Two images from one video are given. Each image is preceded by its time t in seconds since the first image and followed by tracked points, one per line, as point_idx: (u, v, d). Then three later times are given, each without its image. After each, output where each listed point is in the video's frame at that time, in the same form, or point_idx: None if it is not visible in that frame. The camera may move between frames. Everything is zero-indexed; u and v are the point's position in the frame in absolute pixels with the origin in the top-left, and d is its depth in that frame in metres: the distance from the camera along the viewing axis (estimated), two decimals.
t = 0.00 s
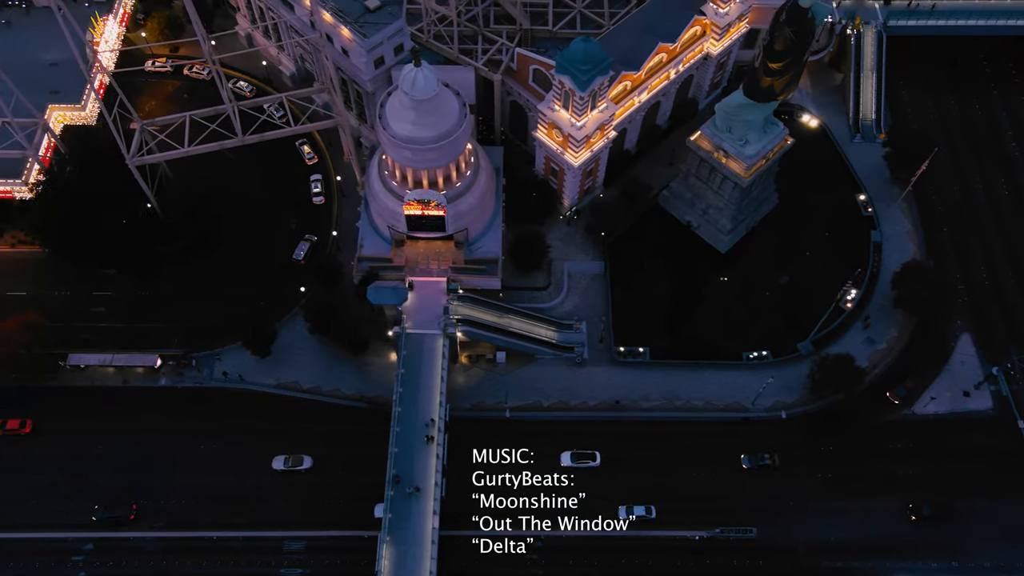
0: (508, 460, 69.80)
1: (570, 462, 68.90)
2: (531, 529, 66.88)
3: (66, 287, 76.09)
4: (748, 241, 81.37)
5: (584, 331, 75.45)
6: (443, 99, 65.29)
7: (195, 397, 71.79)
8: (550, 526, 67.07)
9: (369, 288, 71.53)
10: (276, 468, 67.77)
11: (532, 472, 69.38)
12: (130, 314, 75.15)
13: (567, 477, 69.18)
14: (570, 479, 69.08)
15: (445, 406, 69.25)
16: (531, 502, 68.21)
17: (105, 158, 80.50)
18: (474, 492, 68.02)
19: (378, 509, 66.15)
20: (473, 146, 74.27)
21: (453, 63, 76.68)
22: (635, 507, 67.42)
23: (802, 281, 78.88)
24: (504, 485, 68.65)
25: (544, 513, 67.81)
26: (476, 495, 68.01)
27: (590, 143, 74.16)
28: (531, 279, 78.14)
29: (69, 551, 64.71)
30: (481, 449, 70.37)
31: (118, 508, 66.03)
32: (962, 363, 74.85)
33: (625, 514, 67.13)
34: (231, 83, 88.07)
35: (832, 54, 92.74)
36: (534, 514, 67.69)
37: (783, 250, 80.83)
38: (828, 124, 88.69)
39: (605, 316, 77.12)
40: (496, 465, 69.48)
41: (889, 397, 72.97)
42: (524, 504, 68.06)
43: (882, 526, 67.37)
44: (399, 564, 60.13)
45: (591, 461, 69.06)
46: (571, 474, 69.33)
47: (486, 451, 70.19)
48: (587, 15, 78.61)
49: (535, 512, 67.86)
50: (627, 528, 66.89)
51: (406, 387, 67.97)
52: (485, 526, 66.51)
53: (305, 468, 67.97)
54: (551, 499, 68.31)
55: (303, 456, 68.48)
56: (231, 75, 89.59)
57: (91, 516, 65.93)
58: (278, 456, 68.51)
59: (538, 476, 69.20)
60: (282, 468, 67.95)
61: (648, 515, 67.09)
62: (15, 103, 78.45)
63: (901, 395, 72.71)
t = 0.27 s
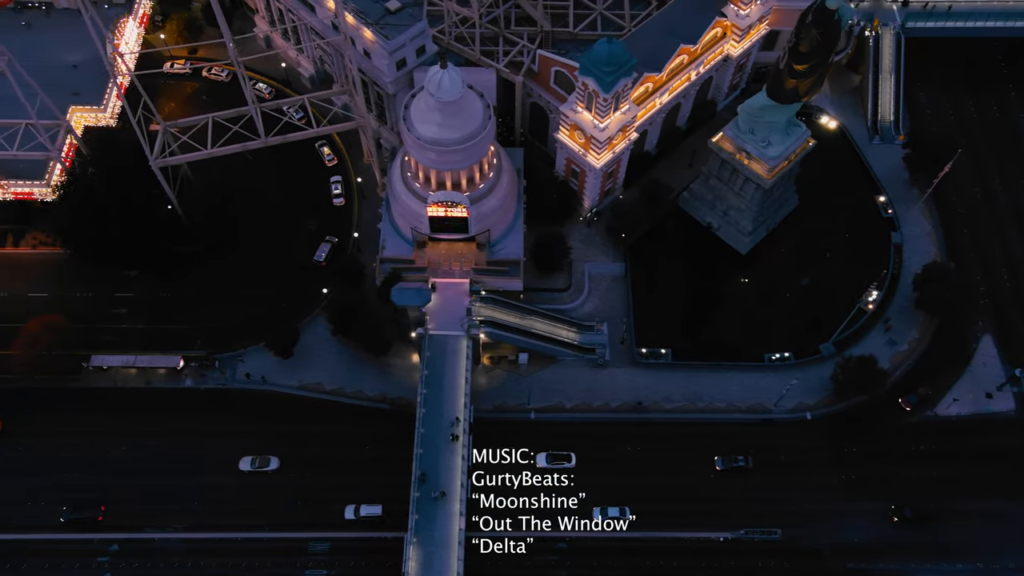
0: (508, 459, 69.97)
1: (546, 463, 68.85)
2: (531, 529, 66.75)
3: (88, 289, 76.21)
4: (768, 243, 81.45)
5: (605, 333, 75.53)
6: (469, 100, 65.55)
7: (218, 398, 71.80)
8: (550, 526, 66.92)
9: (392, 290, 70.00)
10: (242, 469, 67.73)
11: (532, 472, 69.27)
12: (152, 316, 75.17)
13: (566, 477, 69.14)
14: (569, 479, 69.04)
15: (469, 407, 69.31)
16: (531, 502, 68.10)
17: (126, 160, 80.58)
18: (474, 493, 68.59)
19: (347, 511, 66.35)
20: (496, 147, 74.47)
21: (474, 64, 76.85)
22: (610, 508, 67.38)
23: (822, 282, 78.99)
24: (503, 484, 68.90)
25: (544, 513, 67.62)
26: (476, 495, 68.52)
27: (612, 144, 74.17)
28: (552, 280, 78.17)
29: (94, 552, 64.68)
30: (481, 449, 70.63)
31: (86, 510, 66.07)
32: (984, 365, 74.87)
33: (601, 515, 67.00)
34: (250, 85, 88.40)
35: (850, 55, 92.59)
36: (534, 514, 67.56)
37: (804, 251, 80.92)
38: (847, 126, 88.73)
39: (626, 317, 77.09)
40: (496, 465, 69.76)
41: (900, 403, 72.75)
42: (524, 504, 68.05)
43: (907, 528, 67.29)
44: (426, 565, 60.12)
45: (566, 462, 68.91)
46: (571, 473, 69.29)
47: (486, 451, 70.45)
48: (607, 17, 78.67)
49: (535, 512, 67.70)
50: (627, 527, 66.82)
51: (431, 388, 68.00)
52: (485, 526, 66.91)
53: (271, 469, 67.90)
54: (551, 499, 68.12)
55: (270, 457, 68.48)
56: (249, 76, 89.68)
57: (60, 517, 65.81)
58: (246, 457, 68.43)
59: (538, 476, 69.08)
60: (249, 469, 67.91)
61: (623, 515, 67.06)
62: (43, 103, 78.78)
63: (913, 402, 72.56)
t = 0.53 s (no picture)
0: (508, 460, 69.57)
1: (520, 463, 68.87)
2: (531, 529, 66.68)
3: (110, 289, 76.40)
4: (789, 243, 81.51)
5: (626, 333, 75.36)
6: (494, 101, 65.51)
7: (241, 398, 71.85)
8: (549, 526, 66.81)
9: (416, 289, 69.99)
10: (208, 469, 67.75)
11: (532, 472, 68.93)
12: (175, 316, 75.25)
13: (567, 477, 69.01)
14: (569, 479, 68.87)
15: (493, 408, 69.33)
16: (531, 502, 67.91)
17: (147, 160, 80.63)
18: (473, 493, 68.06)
19: (317, 511, 66.25)
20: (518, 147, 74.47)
21: (496, 65, 76.91)
22: (584, 508, 67.48)
23: (843, 283, 79.07)
24: (504, 485, 68.58)
25: (544, 512, 67.48)
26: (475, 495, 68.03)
27: (634, 145, 74.06)
28: (573, 280, 78.42)
29: (120, 552, 64.68)
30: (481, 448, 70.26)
31: (53, 510, 65.57)
32: (1006, 365, 74.91)
33: (574, 515, 67.09)
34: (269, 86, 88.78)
35: (868, 55, 92.50)
36: (533, 513, 67.40)
37: (825, 252, 80.99)
38: (866, 127, 88.71)
39: (648, 317, 77.05)
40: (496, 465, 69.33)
41: (912, 410, 72.46)
42: (524, 504, 67.85)
43: (931, 529, 67.36)
44: (453, 566, 60.17)
45: (541, 462, 69.01)
46: (571, 474, 69.20)
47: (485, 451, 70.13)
48: (628, 17, 78.54)
49: (535, 512, 67.52)
50: (627, 527, 66.89)
51: (455, 388, 68.00)
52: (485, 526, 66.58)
53: (237, 469, 67.90)
54: (550, 499, 67.99)
55: (237, 456, 68.39)
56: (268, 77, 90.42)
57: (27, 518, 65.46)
58: (211, 457, 68.47)
59: (538, 476, 68.86)
60: (215, 468, 67.92)
61: (596, 515, 67.20)
62: (65, 102, 78.83)
63: (924, 408, 72.14)
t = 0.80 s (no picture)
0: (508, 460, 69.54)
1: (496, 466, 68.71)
2: (531, 529, 66.74)
3: (132, 291, 76.46)
4: (809, 246, 81.57)
5: (648, 336, 75.13)
6: (519, 103, 65.47)
7: (264, 401, 71.96)
8: (550, 526, 66.81)
9: (440, 293, 69.95)
10: (174, 471, 67.66)
11: (532, 472, 69.32)
12: (197, 319, 75.29)
13: (567, 477, 69.20)
14: (569, 479, 69.07)
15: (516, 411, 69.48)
16: (531, 502, 67.98)
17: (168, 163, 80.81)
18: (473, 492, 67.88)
19: (286, 514, 66.06)
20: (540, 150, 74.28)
21: (517, 68, 77.00)
22: (557, 511, 67.46)
23: (864, 285, 79.09)
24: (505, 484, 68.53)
25: (543, 512, 67.48)
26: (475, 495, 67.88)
27: (657, 147, 73.99)
28: (594, 283, 78.33)
29: (145, 555, 64.63)
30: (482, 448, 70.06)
31: (22, 513, 65.56)
32: None
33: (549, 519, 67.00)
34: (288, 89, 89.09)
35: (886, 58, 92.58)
36: (534, 513, 67.42)
37: (845, 254, 81.04)
38: (885, 129, 88.75)
39: (670, 320, 77.08)
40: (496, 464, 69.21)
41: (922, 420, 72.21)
42: (524, 504, 67.88)
43: (956, 531, 67.42)
44: (482, 569, 59.88)
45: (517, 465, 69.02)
46: (572, 474, 69.37)
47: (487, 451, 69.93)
48: (649, 20, 78.74)
49: (536, 512, 67.54)
50: (627, 528, 66.92)
51: (479, 391, 68.08)
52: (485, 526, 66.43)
53: (202, 471, 67.82)
54: (551, 499, 68.13)
55: (202, 459, 68.26)
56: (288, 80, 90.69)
57: None
58: (177, 459, 68.35)
59: (538, 476, 69.21)
60: (181, 471, 67.79)
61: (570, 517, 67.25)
62: (91, 106, 78.86)
63: (932, 416, 72.09)
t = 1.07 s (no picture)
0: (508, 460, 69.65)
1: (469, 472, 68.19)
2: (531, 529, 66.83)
3: (155, 297, 76.53)
4: (829, 251, 81.55)
5: (670, 341, 75.26)
6: (545, 110, 65.72)
7: (287, 406, 71.98)
8: (550, 526, 66.90)
9: (465, 297, 72.25)
10: (137, 477, 67.37)
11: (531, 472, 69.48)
12: (219, 324, 75.25)
13: (567, 477, 69.38)
14: (570, 479, 69.23)
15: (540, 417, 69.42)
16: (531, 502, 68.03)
17: (190, 169, 81.02)
18: (474, 493, 67.91)
19: (255, 520, 65.74)
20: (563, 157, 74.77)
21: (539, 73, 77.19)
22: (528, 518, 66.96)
23: (885, 291, 79.08)
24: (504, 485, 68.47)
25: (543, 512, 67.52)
26: (476, 495, 67.91)
27: (679, 153, 74.03)
28: (615, 289, 78.22)
29: (170, 562, 64.40)
30: (481, 448, 69.97)
31: None
32: None
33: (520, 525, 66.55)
34: (307, 95, 89.24)
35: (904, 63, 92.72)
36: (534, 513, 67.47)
37: (866, 259, 81.01)
38: (903, 135, 88.80)
39: (692, 326, 76.99)
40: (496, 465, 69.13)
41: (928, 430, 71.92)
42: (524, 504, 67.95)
43: (981, 537, 67.27)
44: None
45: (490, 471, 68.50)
46: (571, 474, 69.54)
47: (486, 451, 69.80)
48: (670, 26, 79.01)
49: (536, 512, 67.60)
50: (627, 528, 66.89)
51: (504, 397, 67.98)
52: (485, 526, 66.40)
53: (165, 477, 67.54)
54: (551, 499, 68.22)
55: (167, 464, 67.99)
56: (307, 85, 90.90)
57: None
58: (141, 465, 68.00)
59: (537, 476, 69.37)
60: (144, 476, 67.48)
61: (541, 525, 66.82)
62: (117, 112, 79.13)
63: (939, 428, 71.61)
